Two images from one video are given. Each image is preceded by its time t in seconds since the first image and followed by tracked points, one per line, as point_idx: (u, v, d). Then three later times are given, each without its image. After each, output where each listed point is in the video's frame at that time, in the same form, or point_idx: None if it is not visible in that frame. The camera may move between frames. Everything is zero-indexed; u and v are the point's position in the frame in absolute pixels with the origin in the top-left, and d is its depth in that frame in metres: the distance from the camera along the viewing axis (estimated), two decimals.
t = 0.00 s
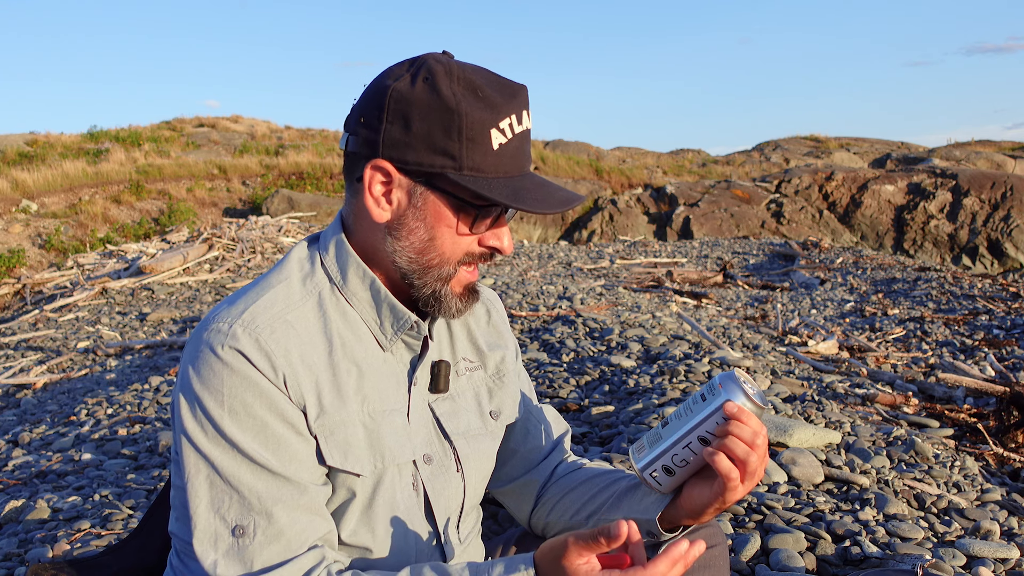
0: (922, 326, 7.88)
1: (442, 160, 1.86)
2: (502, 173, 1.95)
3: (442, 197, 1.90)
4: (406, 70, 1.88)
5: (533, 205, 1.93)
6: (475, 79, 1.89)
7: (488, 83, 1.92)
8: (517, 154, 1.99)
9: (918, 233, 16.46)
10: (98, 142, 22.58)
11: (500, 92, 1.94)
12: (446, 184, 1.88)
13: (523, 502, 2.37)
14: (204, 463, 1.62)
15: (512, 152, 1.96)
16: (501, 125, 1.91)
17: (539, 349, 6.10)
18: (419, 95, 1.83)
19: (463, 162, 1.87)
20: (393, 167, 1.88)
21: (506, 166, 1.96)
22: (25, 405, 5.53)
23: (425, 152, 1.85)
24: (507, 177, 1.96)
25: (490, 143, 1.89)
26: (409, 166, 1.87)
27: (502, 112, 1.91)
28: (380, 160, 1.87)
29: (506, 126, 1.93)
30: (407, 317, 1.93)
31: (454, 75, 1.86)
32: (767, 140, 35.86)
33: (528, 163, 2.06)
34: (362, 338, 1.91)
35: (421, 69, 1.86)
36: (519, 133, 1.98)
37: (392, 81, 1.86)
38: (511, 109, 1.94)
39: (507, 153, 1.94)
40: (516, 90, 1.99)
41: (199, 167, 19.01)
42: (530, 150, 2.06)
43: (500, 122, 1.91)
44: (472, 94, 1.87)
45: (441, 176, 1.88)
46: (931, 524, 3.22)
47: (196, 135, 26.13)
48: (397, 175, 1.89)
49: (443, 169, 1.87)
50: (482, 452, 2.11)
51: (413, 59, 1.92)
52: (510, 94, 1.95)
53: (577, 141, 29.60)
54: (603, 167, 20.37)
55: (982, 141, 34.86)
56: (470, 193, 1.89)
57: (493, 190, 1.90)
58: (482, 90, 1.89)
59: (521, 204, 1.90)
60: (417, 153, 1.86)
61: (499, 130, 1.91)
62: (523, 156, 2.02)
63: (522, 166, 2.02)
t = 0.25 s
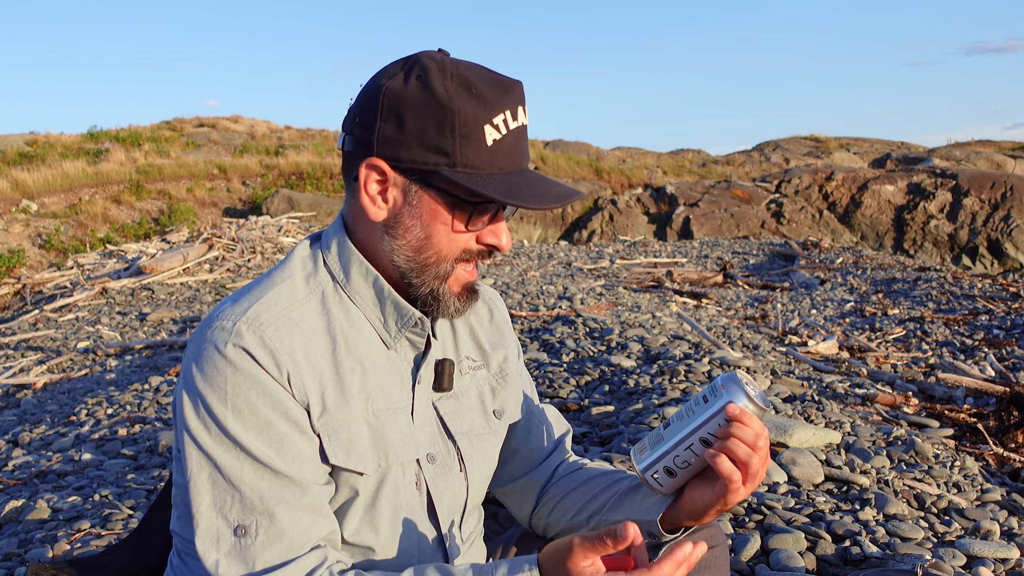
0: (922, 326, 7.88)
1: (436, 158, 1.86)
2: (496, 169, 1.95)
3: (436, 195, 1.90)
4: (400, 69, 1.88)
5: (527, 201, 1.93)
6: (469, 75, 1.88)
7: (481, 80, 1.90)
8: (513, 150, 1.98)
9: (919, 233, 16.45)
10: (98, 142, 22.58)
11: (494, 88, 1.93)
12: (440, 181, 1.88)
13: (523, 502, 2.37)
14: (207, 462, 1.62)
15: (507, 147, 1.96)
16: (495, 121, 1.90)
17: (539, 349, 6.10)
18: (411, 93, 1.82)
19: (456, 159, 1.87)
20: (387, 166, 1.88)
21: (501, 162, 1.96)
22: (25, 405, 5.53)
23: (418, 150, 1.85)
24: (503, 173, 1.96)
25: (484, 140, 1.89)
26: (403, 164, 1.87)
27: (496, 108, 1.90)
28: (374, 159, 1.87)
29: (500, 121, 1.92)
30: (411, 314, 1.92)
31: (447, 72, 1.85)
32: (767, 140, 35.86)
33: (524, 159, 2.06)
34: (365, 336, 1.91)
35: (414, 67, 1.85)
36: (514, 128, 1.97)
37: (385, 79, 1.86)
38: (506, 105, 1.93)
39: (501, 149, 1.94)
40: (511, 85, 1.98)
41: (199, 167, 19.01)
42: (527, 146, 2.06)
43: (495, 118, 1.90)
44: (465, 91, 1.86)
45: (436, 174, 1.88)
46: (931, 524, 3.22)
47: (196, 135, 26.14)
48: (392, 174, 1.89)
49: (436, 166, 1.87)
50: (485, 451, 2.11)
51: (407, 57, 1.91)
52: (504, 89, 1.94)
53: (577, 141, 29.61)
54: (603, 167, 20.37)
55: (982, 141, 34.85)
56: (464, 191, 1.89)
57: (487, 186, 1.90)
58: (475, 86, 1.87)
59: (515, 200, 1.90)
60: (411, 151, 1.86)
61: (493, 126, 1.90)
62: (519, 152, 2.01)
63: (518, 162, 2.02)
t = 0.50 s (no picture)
0: (922, 326, 7.88)
1: (432, 157, 1.86)
2: (492, 167, 1.94)
3: (434, 194, 1.90)
4: (399, 69, 1.89)
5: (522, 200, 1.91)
6: (466, 74, 1.87)
7: (479, 78, 1.90)
8: (510, 148, 1.98)
9: (918, 233, 16.45)
10: (98, 142, 22.58)
11: (492, 86, 1.92)
12: (436, 180, 1.88)
13: (524, 502, 2.37)
14: (206, 463, 1.62)
15: (504, 146, 1.95)
16: (491, 119, 1.90)
17: (539, 349, 6.10)
18: (407, 91, 1.83)
19: (451, 158, 1.87)
20: (383, 165, 1.89)
21: (498, 161, 1.95)
22: (25, 405, 5.53)
23: (413, 149, 1.86)
24: (500, 172, 1.95)
25: (480, 138, 1.89)
26: (399, 163, 1.88)
27: (492, 106, 1.90)
28: (371, 158, 1.88)
29: (496, 120, 1.91)
30: (411, 315, 1.92)
31: (443, 71, 1.85)
32: (767, 140, 35.85)
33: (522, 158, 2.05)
34: (365, 337, 1.91)
35: (411, 67, 1.86)
36: (511, 128, 1.97)
37: (382, 79, 1.87)
38: (503, 103, 1.92)
39: (497, 147, 1.93)
40: (509, 84, 1.98)
41: (199, 167, 19.01)
42: (525, 145, 2.05)
43: (490, 116, 1.90)
44: (461, 89, 1.86)
45: (431, 172, 1.88)
46: (931, 524, 3.22)
47: (196, 135, 26.13)
48: (388, 174, 1.90)
49: (431, 165, 1.87)
50: (486, 452, 2.11)
51: (405, 57, 1.92)
52: (501, 88, 1.94)
53: (577, 141, 29.60)
54: (603, 167, 20.37)
55: (983, 141, 34.84)
56: (460, 190, 1.88)
57: (482, 184, 1.90)
58: (472, 85, 1.87)
59: (510, 199, 1.89)
60: (407, 149, 1.86)
61: (489, 124, 1.90)
62: (516, 151, 2.00)
63: (516, 161, 2.01)
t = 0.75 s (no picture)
0: (922, 326, 7.88)
1: (371, 125, 1.89)
2: (428, 140, 1.87)
3: (372, 164, 1.92)
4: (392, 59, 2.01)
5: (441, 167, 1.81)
6: (426, 55, 1.89)
7: (438, 59, 1.89)
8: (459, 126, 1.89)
9: (918, 233, 16.45)
10: (98, 142, 22.58)
11: (449, 65, 1.89)
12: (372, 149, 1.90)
13: (524, 502, 2.37)
14: (207, 461, 1.62)
15: (446, 120, 1.87)
16: (432, 92, 1.84)
17: (539, 349, 6.10)
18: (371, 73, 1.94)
19: (384, 125, 1.87)
20: (347, 140, 2.01)
21: (437, 135, 1.87)
22: (25, 405, 5.53)
23: (362, 122, 1.93)
24: (438, 147, 1.87)
25: (413, 107, 1.84)
26: (353, 135, 1.97)
27: (437, 79, 1.85)
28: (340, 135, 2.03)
29: (438, 93, 1.85)
30: (411, 309, 1.93)
31: (409, 55, 1.90)
32: (767, 140, 35.86)
33: (481, 142, 1.93)
34: (362, 333, 1.91)
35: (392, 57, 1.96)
36: (456, 103, 1.87)
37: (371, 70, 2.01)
38: (454, 78, 1.86)
39: (434, 120, 1.86)
40: (474, 66, 1.91)
41: (199, 167, 19.01)
42: (489, 133, 1.95)
43: (430, 86, 1.84)
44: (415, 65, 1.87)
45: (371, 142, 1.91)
46: (931, 524, 3.22)
47: (196, 135, 26.13)
48: (350, 148, 2.01)
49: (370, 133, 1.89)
50: (486, 451, 2.11)
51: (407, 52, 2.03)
52: (464, 68, 1.89)
53: (577, 141, 29.60)
54: (603, 167, 20.37)
55: (982, 141, 34.86)
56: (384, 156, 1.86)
57: (404, 150, 1.84)
58: (425, 61, 1.87)
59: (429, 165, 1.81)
60: (359, 120, 1.94)
61: (429, 96, 1.84)
62: (467, 131, 1.90)
63: (466, 141, 1.90)
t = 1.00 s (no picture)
0: (922, 326, 7.88)
1: (364, 121, 1.90)
2: (420, 136, 1.87)
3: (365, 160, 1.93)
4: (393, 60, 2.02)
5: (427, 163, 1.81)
6: (423, 54, 1.90)
7: (436, 57, 1.90)
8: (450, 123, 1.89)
9: (918, 233, 16.45)
10: (98, 142, 22.57)
11: (444, 62, 1.90)
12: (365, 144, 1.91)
13: (523, 502, 2.37)
14: (204, 462, 1.62)
15: (438, 117, 1.87)
16: (425, 88, 1.85)
17: (539, 349, 6.10)
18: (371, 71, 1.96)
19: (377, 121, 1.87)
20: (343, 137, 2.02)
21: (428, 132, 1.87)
22: (25, 405, 5.53)
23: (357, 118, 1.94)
24: (429, 143, 1.87)
25: (406, 102, 1.85)
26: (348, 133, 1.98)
27: (431, 75, 1.85)
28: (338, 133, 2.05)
29: (431, 89, 1.85)
30: (405, 309, 1.93)
31: (407, 54, 1.92)
32: (767, 140, 35.87)
33: (475, 140, 1.92)
34: (358, 334, 1.91)
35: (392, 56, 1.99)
36: (449, 100, 1.87)
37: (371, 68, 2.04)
38: (448, 76, 1.87)
39: (426, 116, 1.86)
40: (470, 65, 1.92)
41: (199, 167, 19.01)
42: (483, 130, 1.94)
43: (423, 82, 1.84)
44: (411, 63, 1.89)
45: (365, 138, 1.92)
46: (931, 524, 3.22)
47: (196, 135, 26.13)
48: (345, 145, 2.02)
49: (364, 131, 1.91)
50: (484, 451, 2.11)
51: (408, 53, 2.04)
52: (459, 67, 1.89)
53: (577, 141, 29.61)
54: (603, 167, 20.37)
55: (982, 141, 34.86)
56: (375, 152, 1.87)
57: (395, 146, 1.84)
58: (421, 60, 1.89)
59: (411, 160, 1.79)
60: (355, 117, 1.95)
61: (422, 92, 1.85)
62: (460, 127, 1.89)
63: (458, 138, 1.90)
